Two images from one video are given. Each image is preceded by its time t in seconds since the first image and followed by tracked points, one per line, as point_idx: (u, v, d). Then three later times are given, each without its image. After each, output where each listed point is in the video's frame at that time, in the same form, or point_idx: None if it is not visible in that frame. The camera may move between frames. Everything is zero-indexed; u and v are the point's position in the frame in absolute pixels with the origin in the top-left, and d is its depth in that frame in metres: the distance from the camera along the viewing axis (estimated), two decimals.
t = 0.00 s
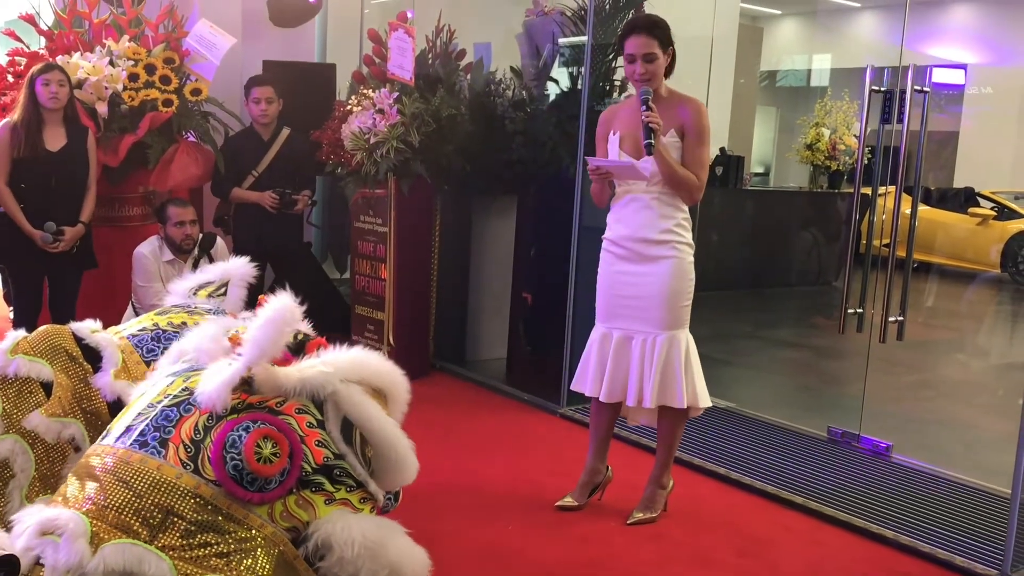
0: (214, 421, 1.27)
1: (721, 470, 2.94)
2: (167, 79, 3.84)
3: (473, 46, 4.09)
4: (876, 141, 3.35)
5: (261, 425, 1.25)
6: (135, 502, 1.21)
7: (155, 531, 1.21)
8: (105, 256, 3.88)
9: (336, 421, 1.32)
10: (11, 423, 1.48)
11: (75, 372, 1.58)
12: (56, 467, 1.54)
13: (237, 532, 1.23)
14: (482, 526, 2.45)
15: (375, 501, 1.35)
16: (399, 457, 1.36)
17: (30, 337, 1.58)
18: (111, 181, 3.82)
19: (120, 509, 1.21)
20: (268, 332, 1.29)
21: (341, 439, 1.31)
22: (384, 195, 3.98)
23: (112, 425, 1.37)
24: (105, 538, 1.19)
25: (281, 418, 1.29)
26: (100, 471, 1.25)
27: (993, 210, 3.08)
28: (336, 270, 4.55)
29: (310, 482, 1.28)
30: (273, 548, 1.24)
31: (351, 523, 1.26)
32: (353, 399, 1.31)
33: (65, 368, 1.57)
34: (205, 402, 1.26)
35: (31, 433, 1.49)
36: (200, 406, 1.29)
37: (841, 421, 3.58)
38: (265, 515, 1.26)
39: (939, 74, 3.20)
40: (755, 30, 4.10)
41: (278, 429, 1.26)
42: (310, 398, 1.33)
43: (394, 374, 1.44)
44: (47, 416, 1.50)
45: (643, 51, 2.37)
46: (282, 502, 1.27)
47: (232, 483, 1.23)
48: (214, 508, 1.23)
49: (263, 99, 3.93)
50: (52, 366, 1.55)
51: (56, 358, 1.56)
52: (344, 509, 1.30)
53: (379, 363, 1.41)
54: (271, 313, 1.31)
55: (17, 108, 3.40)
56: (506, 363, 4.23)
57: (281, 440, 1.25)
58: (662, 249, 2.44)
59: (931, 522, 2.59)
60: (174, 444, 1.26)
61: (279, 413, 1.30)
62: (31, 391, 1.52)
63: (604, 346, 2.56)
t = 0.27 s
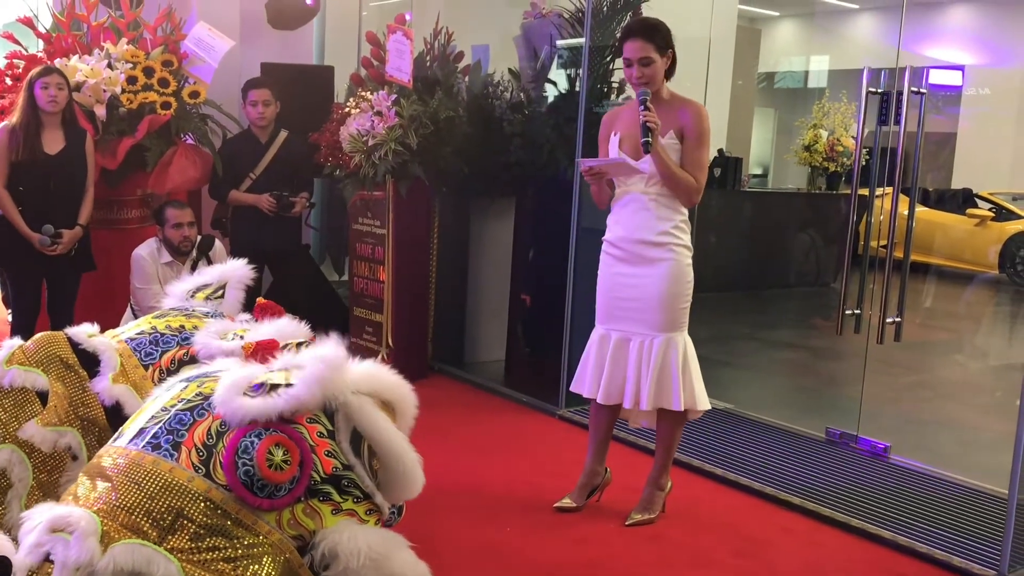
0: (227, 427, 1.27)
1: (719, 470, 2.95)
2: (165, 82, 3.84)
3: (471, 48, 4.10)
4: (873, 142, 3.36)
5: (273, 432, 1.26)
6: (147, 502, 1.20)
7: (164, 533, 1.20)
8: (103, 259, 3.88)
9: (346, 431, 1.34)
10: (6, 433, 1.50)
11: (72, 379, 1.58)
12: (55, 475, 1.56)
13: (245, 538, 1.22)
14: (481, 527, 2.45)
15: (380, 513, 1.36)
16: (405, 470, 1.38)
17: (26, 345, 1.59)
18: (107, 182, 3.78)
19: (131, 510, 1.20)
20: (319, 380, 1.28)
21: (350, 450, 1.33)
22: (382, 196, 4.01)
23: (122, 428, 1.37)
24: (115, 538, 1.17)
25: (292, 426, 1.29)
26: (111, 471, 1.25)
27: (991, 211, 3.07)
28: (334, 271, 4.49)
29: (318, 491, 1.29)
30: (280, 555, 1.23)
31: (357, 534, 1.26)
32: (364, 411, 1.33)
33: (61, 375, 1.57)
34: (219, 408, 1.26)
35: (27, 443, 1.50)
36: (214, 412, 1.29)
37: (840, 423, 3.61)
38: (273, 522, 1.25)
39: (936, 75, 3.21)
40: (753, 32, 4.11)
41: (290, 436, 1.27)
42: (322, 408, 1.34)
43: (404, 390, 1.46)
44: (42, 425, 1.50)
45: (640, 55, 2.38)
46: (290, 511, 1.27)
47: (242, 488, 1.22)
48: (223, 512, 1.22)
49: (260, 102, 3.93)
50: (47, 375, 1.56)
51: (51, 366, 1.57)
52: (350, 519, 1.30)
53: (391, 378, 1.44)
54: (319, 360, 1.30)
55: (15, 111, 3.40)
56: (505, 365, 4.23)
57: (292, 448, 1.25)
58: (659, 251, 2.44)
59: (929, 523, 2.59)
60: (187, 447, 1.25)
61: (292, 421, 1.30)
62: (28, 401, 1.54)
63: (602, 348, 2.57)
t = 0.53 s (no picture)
0: (232, 428, 1.26)
1: (718, 469, 2.95)
2: (165, 82, 3.84)
3: (470, 48, 4.10)
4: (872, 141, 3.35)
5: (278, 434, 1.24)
6: (152, 503, 1.20)
7: (169, 534, 1.20)
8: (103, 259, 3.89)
9: (350, 434, 1.32)
10: (9, 434, 1.54)
11: (73, 379, 1.59)
12: (57, 475, 1.58)
13: (249, 540, 1.22)
14: (481, 527, 2.46)
15: (383, 516, 1.35)
16: (408, 473, 1.36)
17: (29, 345, 1.61)
18: (107, 183, 3.79)
19: (136, 511, 1.20)
20: (332, 395, 1.27)
21: (353, 453, 1.31)
22: (381, 196, 3.98)
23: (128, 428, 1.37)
24: (120, 537, 1.18)
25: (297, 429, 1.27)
26: (118, 471, 1.25)
27: (991, 208, 3.09)
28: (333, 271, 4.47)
29: (322, 493, 1.28)
30: (283, 557, 1.23)
31: (360, 537, 1.25)
32: (368, 415, 1.31)
33: (62, 375, 1.58)
34: (225, 411, 1.26)
35: (29, 443, 1.53)
36: (219, 414, 1.28)
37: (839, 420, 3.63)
38: (276, 524, 1.25)
39: (935, 73, 3.22)
40: (752, 31, 4.09)
41: (295, 439, 1.25)
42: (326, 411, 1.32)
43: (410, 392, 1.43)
44: (44, 425, 1.52)
45: (641, 55, 2.38)
46: (294, 512, 1.26)
47: (247, 490, 1.22)
48: (227, 514, 1.22)
49: (260, 102, 3.98)
50: (49, 376, 1.57)
51: (52, 366, 1.58)
52: (353, 522, 1.29)
53: (396, 382, 1.40)
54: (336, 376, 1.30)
55: (15, 112, 3.41)
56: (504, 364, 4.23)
57: (297, 450, 1.24)
58: (657, 251, 2.44)
59: (928, 521, 2.60)
60: (192, 449, 1.25)
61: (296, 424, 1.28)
62: (30, 401, 1.56)
63: (600, 346, 2.57)
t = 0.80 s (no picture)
0: (227, 428, 1.26)
1: (719, 466, 2.95)
2: (166, 82, 3.84)
3: (470, 46, 4.09)
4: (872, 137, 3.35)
5: (274, 433, 1.24)
6: (148, 504, 1.20)
7: (166, 535, 1.20)
8: (104, 258, 3.90)
9: (347, 431, 1.32)
10: (10, 432, 1.55)
11: (74, 378, 1.60)
12: (58, 473, 1.59)
13: (246, 540, 1.21)
14: (482, 525, 2.46)
15: (382, 513, 1.33)
16: (406, 471, 1.35)
17: (31, 343, 1.62)
18: (110, 183, 3.83)
19: (132, 512, 1.20)
20: (296, 355, 1.26)
21: (351, 451, 1.31)
22: (383, 195, 4.03)
23: (125, 427, 1.37)
24: (117, 539, 1.18)
25: (293, 427, 1.28)
26: (112, 472, 1.24)
27: (993, 205, 3.07)
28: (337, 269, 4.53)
29: (319, 491, 1.27)
30: (280, 556, 1.22)
31: (357, 534, 1.23)
32: (364, 412, 1.30)
33: (63, 374, 1.59)
34: (222, 409, 1.25)
35: (29, 440, 1.54)
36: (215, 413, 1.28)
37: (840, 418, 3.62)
38: (274, 523, 1.23)
39: (935, 70, 3.21)
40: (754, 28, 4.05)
41: (291, 438, 1.25)
42: (323, 408, 1.33)
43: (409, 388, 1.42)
44: (44, 423, 1.53)
45: (643, 52, 2.38)
46: (291, 511, 1.24)
47: (243, 490, 1.21)
48: (224, 514, 1.21)
49: (260, 100, 3.92)
50: (50, 374, 1.58)
51: (53, 364, 1.59)
52: (350, 519, 1.27)
53: (394, 377, 1.39)
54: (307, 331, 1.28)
55: (16, 112, 3.41)
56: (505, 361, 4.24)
57: (293, 450, 1.24)
58: (655, 249, 2.44)
59: (928, 518, 2.59)
60: (188, 449, 1.24)
61: (291, 422, 1.29)
62: (31, 400, 1.57)
63: (599, 343, 2.58)
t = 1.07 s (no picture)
0: (211, 422, 1.33)
1: (721, 464, 2.95)
2: (169, 82, 3.86)
3: (473, 44, 4.08)
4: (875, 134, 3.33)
5: (258, 425, 1.32)
6: (137, 504, 1.28)
7: (157, 533, 1.28)
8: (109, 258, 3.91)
9: (333, 417, 1.40)
10: (13, 432, 1.56)
11: (77, 380, 1.62)
12: (60, 474, 1.60)
13: (238, 531, 1.30)
14: (482, 522, 2.47)
15: (374, 495, 1.43)
16: (395, 453, 1.43)
17: (32, 344, 1.62)
18: (114, 183, 3.85)
19: (120, 512, 1.27)
20: (253, 331, 1.35)
21: (338, 437, 1.39)
22: (385, 193, 4.03)
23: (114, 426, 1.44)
24: (106, 541, 1.25)
25: (279, 418, 1.36)
26: (100, 475, 1.31)
27: (999, 200, 3.05)
28: (341, 268, 4.51)
29: (309, 479, 1.36)
30: (274, 545, 1.32)
31: (350, 520, 1.33)
32: (348, 395, 1.38)
33: (66, 376, 1.61)
34: (202, 403, 1.32)
35: (33, 442, 1.56)
36: (197, 409, 1.35)
37: (844, 415, 3.59)
38: (265, 513, 1.33)
39: (939, 65, 3.20)
40: (758, 24, 4.04)
41: (276, 428, 1.33)
42: (308, 397, 1.41)
43: (390, 371, 1.50)
44: (47, 424, 1.55)
45: (645, 50, 2.38)
46: (282, 500, 1.34)
47: (231, 483, 1.29)
48: (213, 508, 1.30)
49: (263, 99, 3.92)
50: (52, 376, 1.60)
51: (56, 366, 1.61)
52: (342, 505, 1.37)
53: (376, 360, 1.48)
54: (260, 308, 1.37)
55: (19, 113, 3.42)
56: (509, 360, 4.24)
57: (278, 439, 1.32)
58: (657, 248, 2.44)
59: (931, 515, 2.59)
60: (173, 446, 1.32)
61: (276, 412, 1.37)
62: (33, 401, 1.58)
63: (602, 342, 2.58)
